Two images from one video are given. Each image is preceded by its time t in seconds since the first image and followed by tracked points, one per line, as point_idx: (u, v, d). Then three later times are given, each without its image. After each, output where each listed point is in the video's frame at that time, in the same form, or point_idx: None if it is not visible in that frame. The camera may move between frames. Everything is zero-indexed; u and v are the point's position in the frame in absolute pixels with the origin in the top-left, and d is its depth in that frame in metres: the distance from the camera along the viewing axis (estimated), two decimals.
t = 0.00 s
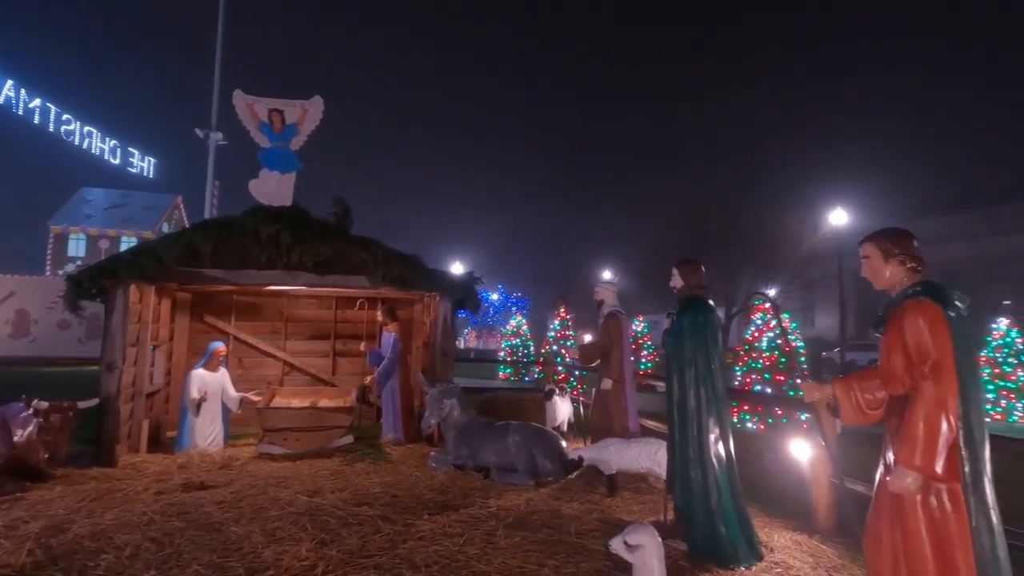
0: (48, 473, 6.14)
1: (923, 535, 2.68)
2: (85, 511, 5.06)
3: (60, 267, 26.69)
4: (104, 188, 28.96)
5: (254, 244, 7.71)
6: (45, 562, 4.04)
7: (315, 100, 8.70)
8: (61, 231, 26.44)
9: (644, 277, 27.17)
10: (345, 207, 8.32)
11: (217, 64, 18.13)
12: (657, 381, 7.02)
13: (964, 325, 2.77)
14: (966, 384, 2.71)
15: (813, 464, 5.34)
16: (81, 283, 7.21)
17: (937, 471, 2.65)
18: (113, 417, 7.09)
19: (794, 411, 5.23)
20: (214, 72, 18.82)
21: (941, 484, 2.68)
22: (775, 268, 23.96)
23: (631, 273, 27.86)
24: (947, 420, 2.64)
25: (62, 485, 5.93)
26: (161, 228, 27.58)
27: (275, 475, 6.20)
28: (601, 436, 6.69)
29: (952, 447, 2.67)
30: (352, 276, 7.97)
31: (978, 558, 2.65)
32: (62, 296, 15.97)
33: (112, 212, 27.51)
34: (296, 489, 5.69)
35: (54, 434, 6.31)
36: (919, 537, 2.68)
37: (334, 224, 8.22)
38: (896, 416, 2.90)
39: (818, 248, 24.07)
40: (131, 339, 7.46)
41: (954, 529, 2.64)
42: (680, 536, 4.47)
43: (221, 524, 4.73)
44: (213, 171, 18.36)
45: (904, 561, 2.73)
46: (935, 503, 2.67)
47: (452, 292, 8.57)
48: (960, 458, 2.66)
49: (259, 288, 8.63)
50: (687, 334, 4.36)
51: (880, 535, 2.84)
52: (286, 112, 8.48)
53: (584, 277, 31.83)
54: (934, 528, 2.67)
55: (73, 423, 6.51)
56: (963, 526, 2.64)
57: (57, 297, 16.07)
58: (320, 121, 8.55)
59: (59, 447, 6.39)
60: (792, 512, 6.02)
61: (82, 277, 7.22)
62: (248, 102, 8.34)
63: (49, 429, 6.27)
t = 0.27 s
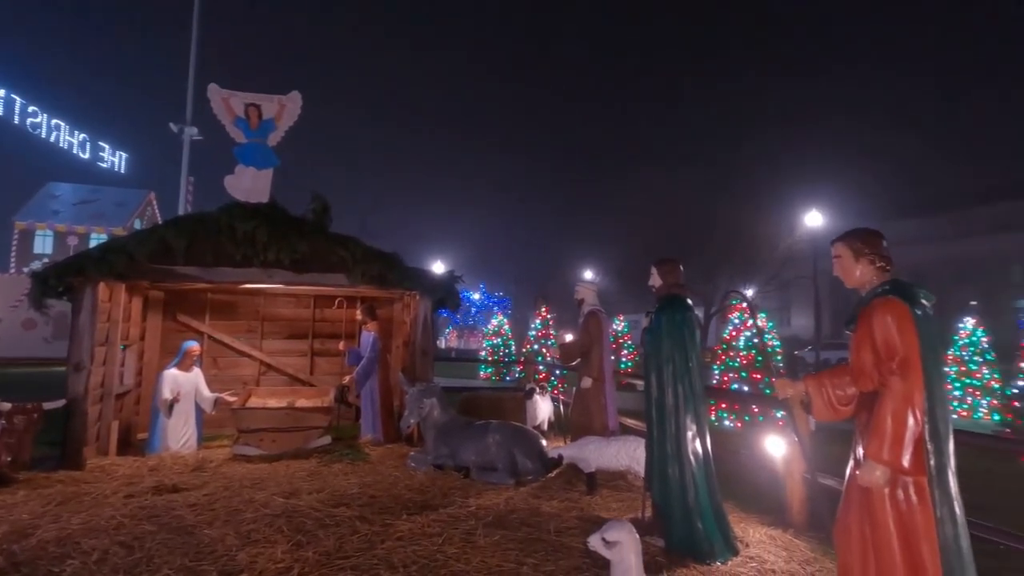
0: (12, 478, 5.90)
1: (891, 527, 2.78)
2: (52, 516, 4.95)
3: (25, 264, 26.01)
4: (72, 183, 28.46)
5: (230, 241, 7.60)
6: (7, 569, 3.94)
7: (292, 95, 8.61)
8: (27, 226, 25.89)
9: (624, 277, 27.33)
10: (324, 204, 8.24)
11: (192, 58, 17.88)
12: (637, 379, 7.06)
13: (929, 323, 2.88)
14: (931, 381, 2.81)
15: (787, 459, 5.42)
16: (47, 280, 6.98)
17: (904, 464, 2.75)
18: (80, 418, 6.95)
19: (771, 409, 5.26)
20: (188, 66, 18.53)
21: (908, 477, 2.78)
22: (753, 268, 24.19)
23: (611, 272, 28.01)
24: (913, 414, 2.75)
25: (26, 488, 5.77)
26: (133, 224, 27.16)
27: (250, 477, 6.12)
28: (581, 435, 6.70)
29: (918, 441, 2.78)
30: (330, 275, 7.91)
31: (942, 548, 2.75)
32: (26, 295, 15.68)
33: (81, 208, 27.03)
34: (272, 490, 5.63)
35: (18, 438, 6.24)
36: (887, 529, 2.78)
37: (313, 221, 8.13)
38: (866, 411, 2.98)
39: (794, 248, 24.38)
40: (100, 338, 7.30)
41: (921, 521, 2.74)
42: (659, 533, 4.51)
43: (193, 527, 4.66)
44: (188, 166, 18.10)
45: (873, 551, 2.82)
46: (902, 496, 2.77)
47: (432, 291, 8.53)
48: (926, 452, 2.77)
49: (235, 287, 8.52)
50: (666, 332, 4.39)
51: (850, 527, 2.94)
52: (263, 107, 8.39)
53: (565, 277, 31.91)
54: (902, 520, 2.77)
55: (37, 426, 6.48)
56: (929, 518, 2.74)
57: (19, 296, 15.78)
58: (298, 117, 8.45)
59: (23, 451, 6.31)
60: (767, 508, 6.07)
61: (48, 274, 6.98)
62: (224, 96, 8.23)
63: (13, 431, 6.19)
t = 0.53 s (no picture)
0: None
1: (865, 521, 2.85)
2: (22, 520, 4.86)
3: None
4: (44, 179, 27.99)
5: (208, 239, 7.50)
6: None
7: (273, 91, 8.56)
8: None
9: (607, 276, 27.44)
10: (305, 202, 8.14)
11: (170, 53, 17.60)
12: (620, 378, 7.08)
13: (903, 322, 2.94)
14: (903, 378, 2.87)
15: (767, 455, 5.47)
16: (17, 279, 6.88)
17: (877, 460, 2.82)
18: (51, 420, 6.82)
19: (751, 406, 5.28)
20: (166, 61, 18.24)
21: (881, 473, 2.84)
22: (735, 268, 24.36)
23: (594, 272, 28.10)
24: (887, 411, 2.81)
25: None
26: (108, 221, 26.73)
27: (228, 479, 6.06)
28: (564, 434, 6.70)
29: (891, 437, 2.85)
30: (312, 273, 7.87)
31: (914, 541, 2.82)
32: None
33: (53, 204, 26.56)
34: (251, 492, 5.57)
35: None
36: (861, 523, 2.85)
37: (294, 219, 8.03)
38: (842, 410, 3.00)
39: (775, 249, 24.62)
40: (71, 338, 7.14)
41: (893, 515, 2.81)
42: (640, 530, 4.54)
43: (168, 530, 4.60)
44: (165, 162, 17.87)
45: (848, 545, 2.89)
46: (876, 491, 2.84)
47: (416, 291, 8.48)
48: (899, 448, 2.83)
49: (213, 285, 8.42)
50: (647, 331, 4.41)
51: (826, 521, 3.00)
52: (243, 103, 8.32)
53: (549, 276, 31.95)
54: (875, 514, 2.83)
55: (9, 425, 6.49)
56: (901, 512, 2.81)
57: None
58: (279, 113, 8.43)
59: None
60: (748, 504, 6.13)
61: (18, 272, 6.88)
62: (202, 91, 8.14)
63: None
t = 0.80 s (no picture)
0: None
1: (842, 516, 2.88)
2: None
3: None
4: (17, 175, 27.49)
5: (187, 236, 7.38)
6: None
7: (254, 86, 8.48)
8: None
9: (591, 275, 27.54)
10: (287, 199, 8.16)
11: (148, 47, 17.36)
12: (605, 377, 7.10)
13: (879, 321, 2.97)
14: (880, 376, 2.90)
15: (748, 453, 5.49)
16: None
17: (853, 457, 2.86)
18: (23, 421, 6.69)
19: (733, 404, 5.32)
20: (144, 55, 17.98)
21: (857, 469, 2.88)
22: (719, 268, 24.52)
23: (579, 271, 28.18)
24: (863, 409, 2.85)
25: None
26: (84, 218, 26.30)
27: (208, 480, 5.99)
28: (548, 433, 6.70)
29: (866, 435, 2.89)
30: (295, 272, 7.78)
31: (889, 537, 2.85)
32: None
33: (27, 200, 26.09)
34: (231, 494, 5.51)
35: None
36: (838, 519, 2.88)
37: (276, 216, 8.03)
38: (820, 408, 3.05)
39: (758, 249, 24.83)
40: (44, 338, 7.03)
41: (868, 511, 2.85)
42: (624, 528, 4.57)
43: (145, 533, 4.54)
44: (143, 158, 17.65)
45: (825, 541, 2.92)
46: (852, 487, 2.87)
47: (400, 290, 8.46)
48: (875, 445, 2.87)
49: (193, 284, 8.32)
50: (631, 331, 4.42)
51: (803, 517, 3.03)
52: (223, 99, 8.25)
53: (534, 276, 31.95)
54: (851, 510, 2.87)
55: None
56: (876, 508, 2.85)
57: None
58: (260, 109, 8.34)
59: None
60: (729, 502, 6.18)
61: None
62: (181, 86, 8.04)
63: None
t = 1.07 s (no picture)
0: None
1: (819, 513, 2.91)
2: None
3: None
4: None
5: (166, 234, 7.30)
6: None
7: (236, 82, 8.40)
8: None
9: (575, 275, 27.58)
10: (269, 197, 8.07)
11: (125, 41, 17.08)
12: (589, 377, 7.10)
13: (857, 321, 3.00)
14: (858, 375, 2.93)
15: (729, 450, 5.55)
16: None
17: (831, 454, 2.89)
18: None
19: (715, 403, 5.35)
20: (121, 50, 17.66)
21: (834, 466, 2.91)
22: (703, 268, 24.66)
23: (563, 270, 28.21)
24: (840, 407, 2.88)
25: None
26: (59, 215, 25.79)
27: (186, 483, 5.91)
28: (533, 432, 6.69)
29: (844, 433, 2.91)
30: (276, 270, 7.70)
31: (865, 533, 2.88)
32: None
33: None
34: (210, 496, 5.44)
35: None
36: (816, 516, 2.91)
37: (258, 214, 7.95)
38: (798, 406, 3.08)
39: (741, 249, 25.02)
40: (14, 337, 6.96)
41: (846, 507, 2.88)
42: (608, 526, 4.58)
43: (121, 537, 4.47)
44: (120, 154, 17.38)
45: (804, 537, 2.95)
46: (829, 484, 2.90)
47: (384, 289, 8.43)
48: (853, 442, 2.90)
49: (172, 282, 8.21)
50: (615, 331, 4.43)
51: (783, 514, 3.06)
52: (203, 95, 8.20)
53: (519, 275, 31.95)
54: (829, 507, 2.89)
55: None
56: (854, 505, 2.87)
57: None
58: (241, 105, 8.30)
59: None
60: (711, 499, 6.23)
61: None
62: (160, 81, 7.97)
63: None
